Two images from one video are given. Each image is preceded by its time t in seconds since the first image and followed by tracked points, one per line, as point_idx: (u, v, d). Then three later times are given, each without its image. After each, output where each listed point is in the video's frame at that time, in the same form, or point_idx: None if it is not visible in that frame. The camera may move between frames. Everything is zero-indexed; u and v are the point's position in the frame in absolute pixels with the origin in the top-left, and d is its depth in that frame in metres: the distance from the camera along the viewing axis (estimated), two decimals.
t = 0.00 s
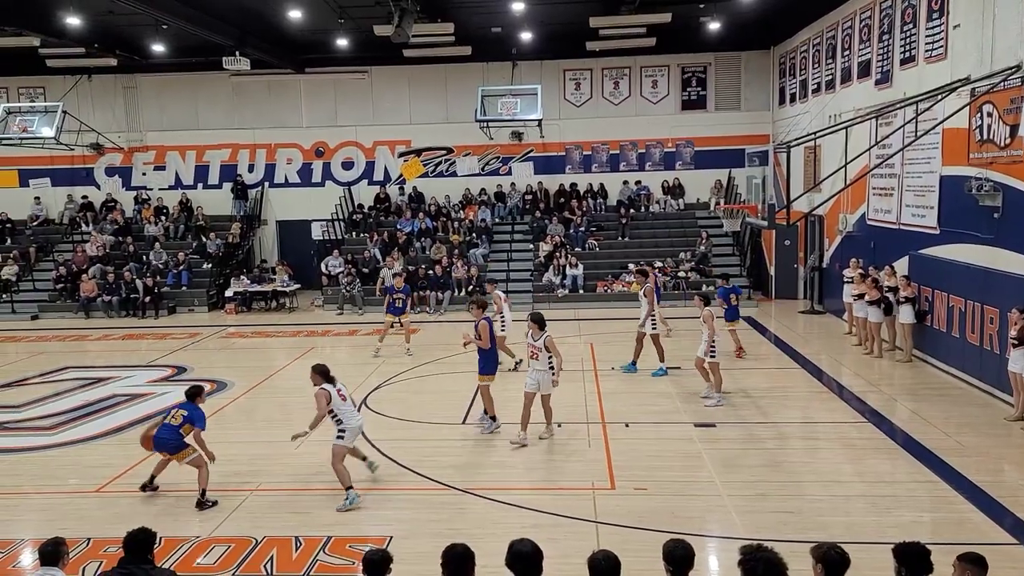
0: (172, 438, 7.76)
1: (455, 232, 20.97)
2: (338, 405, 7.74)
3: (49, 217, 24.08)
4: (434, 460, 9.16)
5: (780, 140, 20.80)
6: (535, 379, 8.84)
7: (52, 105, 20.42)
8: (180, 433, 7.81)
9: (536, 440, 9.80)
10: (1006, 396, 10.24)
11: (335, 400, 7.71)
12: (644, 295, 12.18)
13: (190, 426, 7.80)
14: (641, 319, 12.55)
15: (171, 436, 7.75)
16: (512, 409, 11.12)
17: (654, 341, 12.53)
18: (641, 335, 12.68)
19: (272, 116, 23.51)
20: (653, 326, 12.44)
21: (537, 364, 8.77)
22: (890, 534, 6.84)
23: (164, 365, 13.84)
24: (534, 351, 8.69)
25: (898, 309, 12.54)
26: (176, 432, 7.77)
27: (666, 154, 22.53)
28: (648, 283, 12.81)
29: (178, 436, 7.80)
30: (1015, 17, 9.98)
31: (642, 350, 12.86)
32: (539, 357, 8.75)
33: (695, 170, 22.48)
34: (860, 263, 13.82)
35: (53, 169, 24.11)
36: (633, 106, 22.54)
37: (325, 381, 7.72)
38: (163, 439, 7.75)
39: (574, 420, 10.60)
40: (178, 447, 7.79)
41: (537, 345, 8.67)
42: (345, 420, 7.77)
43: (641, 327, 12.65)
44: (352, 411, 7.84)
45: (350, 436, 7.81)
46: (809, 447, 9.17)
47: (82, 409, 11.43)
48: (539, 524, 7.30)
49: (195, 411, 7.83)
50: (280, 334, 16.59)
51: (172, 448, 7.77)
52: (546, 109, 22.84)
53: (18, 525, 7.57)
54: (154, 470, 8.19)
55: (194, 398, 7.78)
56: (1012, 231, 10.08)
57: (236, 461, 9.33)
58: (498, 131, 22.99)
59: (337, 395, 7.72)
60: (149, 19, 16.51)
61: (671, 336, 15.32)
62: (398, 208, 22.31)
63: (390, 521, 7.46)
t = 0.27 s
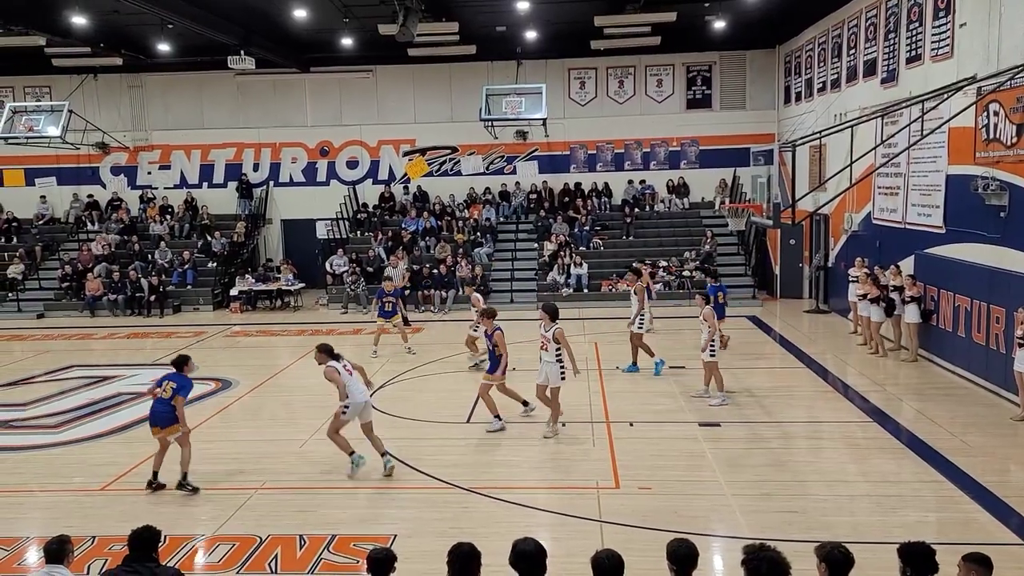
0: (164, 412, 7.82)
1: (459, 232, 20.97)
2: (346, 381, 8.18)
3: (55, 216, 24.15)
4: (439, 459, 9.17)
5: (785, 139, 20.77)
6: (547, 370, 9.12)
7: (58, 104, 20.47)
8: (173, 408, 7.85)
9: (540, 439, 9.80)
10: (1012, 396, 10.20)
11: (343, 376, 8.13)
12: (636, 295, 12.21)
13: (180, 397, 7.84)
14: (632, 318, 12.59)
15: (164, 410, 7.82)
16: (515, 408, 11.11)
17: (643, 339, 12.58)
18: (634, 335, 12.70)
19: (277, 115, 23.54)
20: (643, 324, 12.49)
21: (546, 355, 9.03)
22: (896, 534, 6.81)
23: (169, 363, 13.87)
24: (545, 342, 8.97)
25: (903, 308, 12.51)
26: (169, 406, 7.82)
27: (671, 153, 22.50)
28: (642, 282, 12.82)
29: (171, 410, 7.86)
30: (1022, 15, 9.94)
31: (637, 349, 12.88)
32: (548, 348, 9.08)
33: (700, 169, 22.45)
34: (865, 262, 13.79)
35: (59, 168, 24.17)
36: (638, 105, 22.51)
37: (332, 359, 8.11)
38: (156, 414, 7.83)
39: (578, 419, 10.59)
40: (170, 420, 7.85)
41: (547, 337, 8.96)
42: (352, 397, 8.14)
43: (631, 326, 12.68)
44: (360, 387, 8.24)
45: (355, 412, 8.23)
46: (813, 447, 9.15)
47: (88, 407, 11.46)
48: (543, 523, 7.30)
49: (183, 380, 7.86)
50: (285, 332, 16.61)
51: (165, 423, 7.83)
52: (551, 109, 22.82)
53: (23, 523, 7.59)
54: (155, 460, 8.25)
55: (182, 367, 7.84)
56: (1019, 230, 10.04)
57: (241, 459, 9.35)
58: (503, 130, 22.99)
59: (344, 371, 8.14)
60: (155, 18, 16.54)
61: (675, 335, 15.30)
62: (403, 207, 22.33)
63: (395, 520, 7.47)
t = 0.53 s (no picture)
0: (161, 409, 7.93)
1: (463, 230, 20.96)
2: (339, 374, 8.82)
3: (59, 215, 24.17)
4: (443, 457, 9.17)
5: (789, 137, 20.74)
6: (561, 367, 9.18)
7: (61, 103, 20.48)
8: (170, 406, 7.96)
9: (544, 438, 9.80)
10: (1016, 395, 10.18)
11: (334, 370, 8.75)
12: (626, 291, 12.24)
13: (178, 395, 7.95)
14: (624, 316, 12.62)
15: (161, 408, 7.91)
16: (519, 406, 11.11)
17: (633, 336, 12.60)
18: (628, 333, 12.69)
19: (279, 114, 23.56)
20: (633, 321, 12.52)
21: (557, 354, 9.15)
22: (899, 533, 6.81)
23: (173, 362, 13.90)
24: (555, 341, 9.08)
25: (907, 307, 12.50)
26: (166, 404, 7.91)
27: (675, 152, 22.48)
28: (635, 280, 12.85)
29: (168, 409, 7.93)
30: None
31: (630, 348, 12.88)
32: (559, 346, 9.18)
33: (703, 167, 22.43)
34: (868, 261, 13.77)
35: (62, 167, 24.20)
36: (641, 104, 22.50)
37: (324, 356, 8.65)
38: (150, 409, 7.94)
39: (582, 417, 10.59)
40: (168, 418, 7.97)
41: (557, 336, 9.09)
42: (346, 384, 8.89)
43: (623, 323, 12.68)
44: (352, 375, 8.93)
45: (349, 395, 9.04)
46: (817, 445, 9.14)
47: (92, 405, 11.48)
48: (547, 521, 7.30)
49: (181, 380, 7.94)
50: (288, 331, 16.60)
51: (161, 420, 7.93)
52: (554, 107, 22.81)
53: (27, 521, 7.61)
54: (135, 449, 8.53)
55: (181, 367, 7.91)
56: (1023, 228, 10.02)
57: (245, 457, 9.36)
58: (506, 129, 22.97)
59: (336, 364, 8.76)
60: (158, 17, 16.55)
61: (679, 334, 15.30)
62: (406, 206, 22.33)
63: (399, 518, 7.47)
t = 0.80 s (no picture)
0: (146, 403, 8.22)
1: (466, 228, 20.95)
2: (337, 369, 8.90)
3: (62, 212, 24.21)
4: (446, 455, 9.18)
5: (793, 135, 20.72)
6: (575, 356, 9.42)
7: (65, 100, 20.51)
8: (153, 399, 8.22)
9: (547, 435, 9.80)
10: (1020, 393, 10.16)
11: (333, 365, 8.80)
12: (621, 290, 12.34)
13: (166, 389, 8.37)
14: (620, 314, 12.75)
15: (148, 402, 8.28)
16: (522, 404, 11.11)
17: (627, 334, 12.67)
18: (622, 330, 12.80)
19: (283, 111, 23.56)
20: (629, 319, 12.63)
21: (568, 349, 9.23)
22: (903, 531, 6.80)
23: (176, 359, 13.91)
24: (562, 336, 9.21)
25: (911, 304, 12.48)
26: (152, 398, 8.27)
27: (678, 149, 22.46)
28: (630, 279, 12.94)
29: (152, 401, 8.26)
30: None
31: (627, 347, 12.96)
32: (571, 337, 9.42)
33: (707, 165, 22.42)
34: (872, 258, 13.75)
35: (66, 164, 24.24)
36: (645, 101, 22.47)
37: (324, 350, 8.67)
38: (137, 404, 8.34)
39: (585, 414, 10.59)
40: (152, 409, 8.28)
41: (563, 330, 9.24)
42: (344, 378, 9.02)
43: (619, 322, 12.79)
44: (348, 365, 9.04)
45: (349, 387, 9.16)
46: (821, 443, 9.13)
47: (96, 402, 11.50)
48: (549, 519, 7.30)
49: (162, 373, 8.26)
50: (291, 328, 16.62)
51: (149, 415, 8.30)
52: (558, 105, 22.79)
53: (32, 517, 7.63)
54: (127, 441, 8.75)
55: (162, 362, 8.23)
56: None
57: (248, 454, 9.37)
58: (509, 126, 22.96)
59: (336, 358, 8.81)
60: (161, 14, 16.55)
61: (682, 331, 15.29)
62: (409, 203, 22.33)
63: (402, 515, 7.47)
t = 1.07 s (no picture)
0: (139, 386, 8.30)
1: (471, 226, 20.92)
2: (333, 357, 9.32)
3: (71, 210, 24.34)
4: (451, 453, 9.18)
5: (801, 132, 20.61)
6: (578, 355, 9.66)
7: (74, 99, 20.61)
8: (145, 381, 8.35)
9: (552, 433, 9.79)
10: None
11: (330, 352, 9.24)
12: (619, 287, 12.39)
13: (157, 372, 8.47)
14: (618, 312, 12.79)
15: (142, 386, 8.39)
16: (527, 402, 11.11)
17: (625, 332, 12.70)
18: (620, 328, 12.84)
19: (290, 109, 23.60)
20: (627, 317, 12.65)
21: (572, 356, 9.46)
22: (910, 530, 6.76)
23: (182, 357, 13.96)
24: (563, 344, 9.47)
25: (919, 303, 12.40)
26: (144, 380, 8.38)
27: (685, 147, 22.38)
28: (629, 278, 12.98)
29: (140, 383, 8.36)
30: None
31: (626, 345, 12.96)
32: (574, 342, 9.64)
33: (714, 162, 22.33)
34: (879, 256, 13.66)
35: (75, 162, 24.39)
36: (652, 99, 22.40)
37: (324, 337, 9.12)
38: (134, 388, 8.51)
39: (589, 413, 10.57)
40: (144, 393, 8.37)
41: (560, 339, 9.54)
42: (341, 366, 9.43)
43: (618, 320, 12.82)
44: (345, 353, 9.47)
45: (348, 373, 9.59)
46: (827, 442, 9.09)
47: (103, 399, 11.55)
48: (554, 517, 7.29)
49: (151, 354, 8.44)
50: (297, 326, 16.66)
51: (142, 396, 8.51)
52: (564, 102, 22.75)
53: (40, 513, 7.68)
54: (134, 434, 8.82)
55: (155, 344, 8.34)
56: None
57: (253, 452, 9.40)
58: (516, 124, 22.93)
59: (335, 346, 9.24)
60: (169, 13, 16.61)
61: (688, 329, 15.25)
62: (415, 201, 22.34)
63: (407, 513, 7.48)
